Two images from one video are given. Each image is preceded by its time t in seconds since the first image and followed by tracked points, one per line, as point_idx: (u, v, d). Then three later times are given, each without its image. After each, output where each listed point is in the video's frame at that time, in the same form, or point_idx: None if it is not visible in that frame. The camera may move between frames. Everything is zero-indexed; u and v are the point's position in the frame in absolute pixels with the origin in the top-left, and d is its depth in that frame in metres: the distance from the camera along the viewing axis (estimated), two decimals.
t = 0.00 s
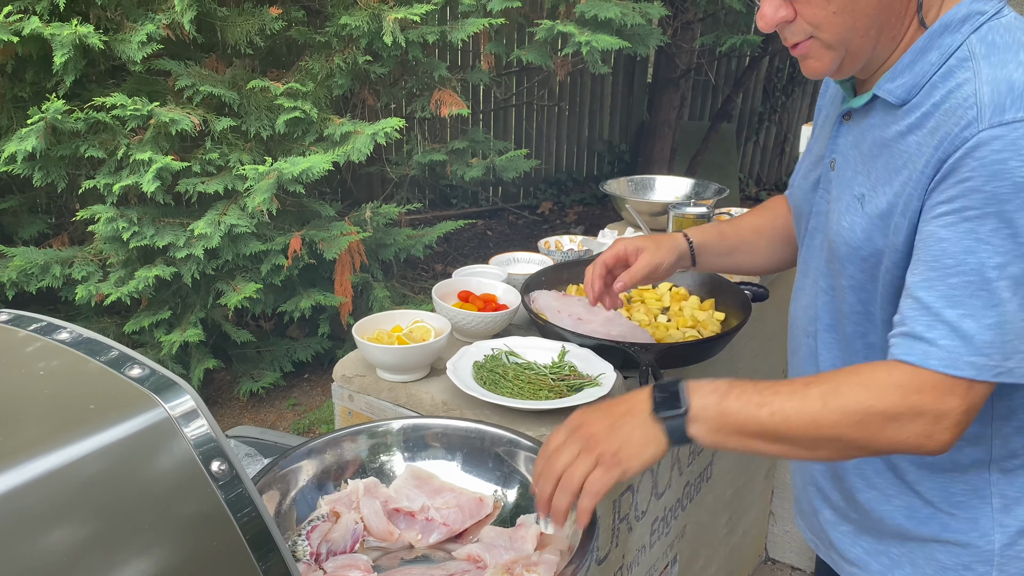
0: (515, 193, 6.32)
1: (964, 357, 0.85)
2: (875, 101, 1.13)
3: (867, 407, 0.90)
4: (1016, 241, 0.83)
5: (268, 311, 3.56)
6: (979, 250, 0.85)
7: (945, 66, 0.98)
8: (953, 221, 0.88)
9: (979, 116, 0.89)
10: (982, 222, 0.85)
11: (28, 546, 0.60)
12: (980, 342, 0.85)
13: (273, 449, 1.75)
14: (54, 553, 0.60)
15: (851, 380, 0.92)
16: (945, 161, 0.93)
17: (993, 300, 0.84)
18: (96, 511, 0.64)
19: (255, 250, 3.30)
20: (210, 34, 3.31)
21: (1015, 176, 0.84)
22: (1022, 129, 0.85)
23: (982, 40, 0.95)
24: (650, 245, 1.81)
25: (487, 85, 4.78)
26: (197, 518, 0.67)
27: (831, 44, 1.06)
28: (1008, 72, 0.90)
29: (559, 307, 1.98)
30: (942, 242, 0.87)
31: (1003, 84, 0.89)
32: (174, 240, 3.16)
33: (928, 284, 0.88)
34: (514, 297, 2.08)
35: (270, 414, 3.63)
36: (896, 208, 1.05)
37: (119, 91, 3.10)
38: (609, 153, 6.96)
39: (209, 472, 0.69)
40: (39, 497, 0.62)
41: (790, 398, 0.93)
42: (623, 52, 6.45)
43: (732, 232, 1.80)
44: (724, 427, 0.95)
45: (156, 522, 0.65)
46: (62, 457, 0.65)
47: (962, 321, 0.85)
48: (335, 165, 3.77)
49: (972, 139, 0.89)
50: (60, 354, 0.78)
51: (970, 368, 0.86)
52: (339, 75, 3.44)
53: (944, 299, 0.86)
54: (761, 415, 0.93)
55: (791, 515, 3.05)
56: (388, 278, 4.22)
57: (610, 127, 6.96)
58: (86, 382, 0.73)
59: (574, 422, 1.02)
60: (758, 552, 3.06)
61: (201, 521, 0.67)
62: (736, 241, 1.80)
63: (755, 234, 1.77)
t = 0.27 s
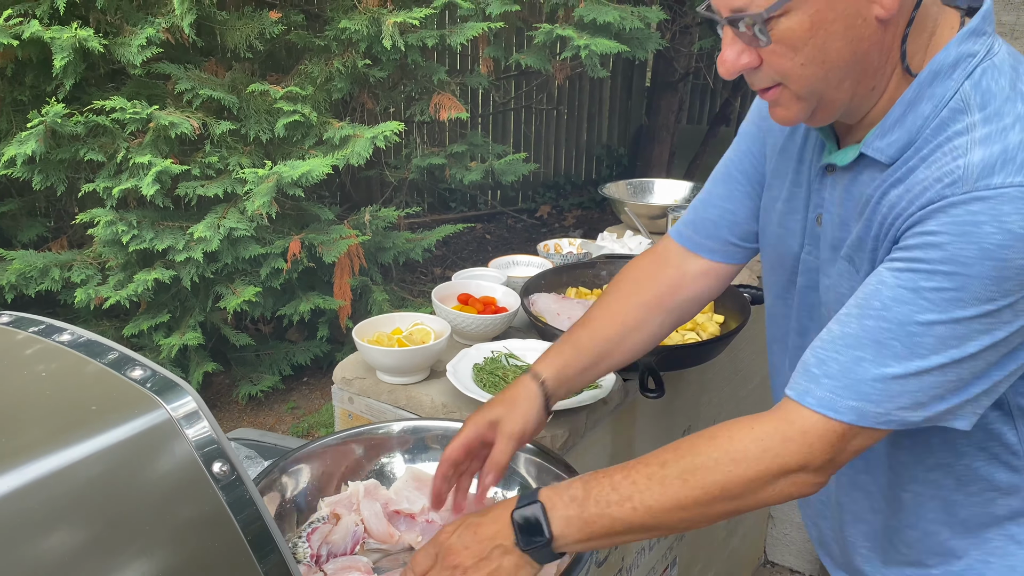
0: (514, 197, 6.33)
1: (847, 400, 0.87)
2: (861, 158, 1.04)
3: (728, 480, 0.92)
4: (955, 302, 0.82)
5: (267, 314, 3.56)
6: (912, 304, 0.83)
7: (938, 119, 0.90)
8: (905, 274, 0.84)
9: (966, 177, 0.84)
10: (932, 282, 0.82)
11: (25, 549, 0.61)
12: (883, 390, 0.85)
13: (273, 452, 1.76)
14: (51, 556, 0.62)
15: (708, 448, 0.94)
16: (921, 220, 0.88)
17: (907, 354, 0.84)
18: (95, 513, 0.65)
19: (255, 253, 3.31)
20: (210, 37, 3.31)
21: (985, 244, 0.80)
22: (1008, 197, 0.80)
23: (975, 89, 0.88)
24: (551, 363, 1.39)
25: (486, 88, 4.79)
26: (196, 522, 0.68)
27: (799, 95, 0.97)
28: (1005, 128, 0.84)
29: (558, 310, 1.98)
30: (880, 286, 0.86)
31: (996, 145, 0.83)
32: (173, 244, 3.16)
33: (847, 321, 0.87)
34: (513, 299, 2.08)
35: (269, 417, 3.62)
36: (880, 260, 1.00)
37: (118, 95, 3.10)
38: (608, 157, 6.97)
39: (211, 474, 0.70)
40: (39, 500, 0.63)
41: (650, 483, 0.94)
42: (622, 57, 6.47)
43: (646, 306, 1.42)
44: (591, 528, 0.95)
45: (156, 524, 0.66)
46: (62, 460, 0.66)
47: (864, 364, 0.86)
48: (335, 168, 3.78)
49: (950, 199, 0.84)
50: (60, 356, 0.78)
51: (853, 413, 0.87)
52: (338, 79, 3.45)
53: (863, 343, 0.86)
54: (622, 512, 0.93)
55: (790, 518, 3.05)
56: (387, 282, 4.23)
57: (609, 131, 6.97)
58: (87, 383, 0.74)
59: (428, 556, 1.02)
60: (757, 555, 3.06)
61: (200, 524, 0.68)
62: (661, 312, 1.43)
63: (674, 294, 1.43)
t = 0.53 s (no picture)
0: (512, 199, 6.34)
1: (827, 441, 0.87)
2: (852, 199, 0.99)
3: (691, 513, 0.95)
4: (954, 352, 0.82)
5: (266, 317, 3.56)
6: (906, 351, 0.83)
7: (939, 156, 0.86)
8: (900, 317, 0.83)
9: (981, 224, 0.80)
10: (932, 331, 0.81)
11: (25, 551, 0.61)
12: (867, 433, 0.86)
13: (272, 454, 1.76)
14: (50, 558, 0.62)
15: (674, 477, 0.97)
16: (923, 263, 0.85)
17: (898, 401, 0.84)
18: (95, 515, 0.65)
19: (253, 256, 3.31)
20: (208, 40, 3.32)
21: (994, 297, 0.78)
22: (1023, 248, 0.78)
23: (980, 122, 0.84)
24: (497, 434, 1.31)
25: (484, 91, 4.81)
26: (195, 523, 0.69)
27: (778, 142, 0.94)
28: (1018, 169, 0.80)
29: (556, 312, 1.99)
30: (874, 328, 0.85)
31: (1011, 191, 0.80)
32: (171, 246, 3.16)
33: (834, 357, 0.87)
34: (512, 301, 2.09)
35: (267, 420, 3.63)
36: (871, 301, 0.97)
37: (117, 97, 3.10)
38: (606, 160, 6.99)
39: (211, 475, 0.71)
40: (38, 501, 0.64)
41: (612, 510, 0.99)
42: (620, 60, 6.50)
43: (597, 361, 1.35)
44: (558, 550, 1.02)
45: (156, 526, 0.67)
46: (62, 460, 0.66)
47: (847, 407, 0.86)
48: (334, 171, 3.79)
49: (962, 246, 0.81)
50: (59, 359, 0.79)
51: (831, 454, 0.87)
52: (337, 81, 3.47)
53: (849, 384, 0.86)
54: (588, 538, 0.99)
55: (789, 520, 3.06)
56: (385, 284, 4.24)
57: (606, 134, 6.99)
58: (88, 386, 0.74)
59: (401, 570, 1.13)
60: (754, 556, 3.07)
61: (199, 526, 0.69)
62: (614, 364, 1.36)
63: (625, 343, 1.36)
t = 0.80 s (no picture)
0: (510, 201, 6.34)
1: (811, 459, 0.87)
2: (838, 205, 0.97)
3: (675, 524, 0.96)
4: (943, 371, 0.81)
5: (264, 318, 3.56)
6: (892, 368, 0.82)
7: (929, 163, 0.85)
8: (887, 334, 0.82)
9: (971, 239, 0.78)
10: (918, 349, 0.80)
11: (21, 552, 0.62)
12: (853, 452, 0.86)
13: (270, 455, 1.76)
14: (44, 560, 0.63)
15: (657, 489, 0.97)
16: (910, 276, 0.83)
17: (884, 420, 0.84)
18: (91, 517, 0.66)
19: (251, 257, 3.31)
20: (206, 41, 3.32)
21: (983, 315, 0.77)
22: (1015, 265, 0.76)
23: (971, 129, 0.83)
24: (472, 442, 1.30)
25: (482, 92, 4.82)
26: (201, 522, 0.69)
27: (760, 150, 0.93)
28: (1011, 179, 0.79)
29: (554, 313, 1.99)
30: (860, 343, 0.84)
31: (1004, 204, 0.78)
32: (169, 247, 3.16)
33: (820, 373, 0.86)
34: (510, 302, 2.09)
35: (265, 421, 3.62)
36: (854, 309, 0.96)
37: (115, 98, 3.10)
38: (604, 161, 7.00)
39: (209, 478, 0.70)
40: (35, 502, 0.64)
41: (596, 520, 0.99)
42: (618, 61, 6.50)
43: (569, 368, 1.35)
44: (542, 556, 1.03)
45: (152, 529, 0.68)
46: (59, 461, 0.67)
47: (832, 426, 0.85)
48: (332, 172, 3.79)
49: (951, 260, 0.79)
50: (57, 361, 0.78)
51: (817, 472, 0.87)
52: (335, 83, 3.47)
53: (836, 403, 0.85)
54: (574, 546, 1.00)
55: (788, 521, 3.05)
56: (384, 286, 4.24)
57: (604, 135, 7.00)
58: (88, 387, 0.73)
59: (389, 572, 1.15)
60: (752, 558, 3.07)
61: (205, 525, 0.69)
62: (585, 371, 1.36)
63: (598, 349, 1.36)
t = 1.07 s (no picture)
0: (509, 200, 6.34)
1: (808, 467, 0.88)
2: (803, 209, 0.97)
3: (646, 533, 0.98)
4: (910, 374, 0.81)
5: (263, 317, 3.56)
6: (862, 375, 0.83)
7: (887, 163, 0.85)
8: (852, 344, 0.83)
9: (922, 242, 0.78)
10: (882, 355, 0.81)
11: (20, 551, 0.62)
12: (841, 459, 0.87)
13: (269, 454, 1.76)
14: (44, 560, 0.62)
15: (667, 495, 0.96)
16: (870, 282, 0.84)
17: (866, 424, 0.84)
18: (89, 515, 0.65)
19: (250, 256, 3.30)
20: (205, 40, 3.31)
21: (937, 319, 0.77)
22: (966, 266, 0.76)
23: (927, 128, 0.83)
24: (489, 445, 1.28)
25: (481, 91, 4.82)
26: (201, 518, 0.69)
27: (717, 157, 0.93)
28: (962, 178, 0.78)
29: (553, 312, 1.99)
30: (829, 352, 0.85)
31: (955, 204, 0.78)
32: (168, 246, 3.15)
33: (796, 387, 0.87)
34: (509, 301, 2.09)
35: (264, 421, 3.62)
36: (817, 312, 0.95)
37: (113, 97, 3.09)
38: (603, 161, 7.00)
39: (208, 475, 0.71)
40: (37, 499, 0.64)
41: (609, 522, 0.98)
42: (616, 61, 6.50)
43: (585, 374, 1.35)
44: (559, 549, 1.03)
45: (150, 528, 0.67)
46: (57, 459, 0.67)
47: (819, 436, 0.86)
48: (331, 171, 3.78)
49: (904, 267, 0.79)
50: (56, 359, 0.78)
51: (814, 478, 0.88)
52: (333, 82, 3.46)
53: (818, 414, 0.86)
54: (591, 543, 1.00)
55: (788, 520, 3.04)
56: (382, 285, 4.23)
57: (603, 135, 6.99)
58: (87, 384, 0.73)
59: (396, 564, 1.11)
60: (752, 557, 3.07)
61: (206, 519, 0.69)
62: (599, 376, 1.36)
63: (611, 357, 1.36)
